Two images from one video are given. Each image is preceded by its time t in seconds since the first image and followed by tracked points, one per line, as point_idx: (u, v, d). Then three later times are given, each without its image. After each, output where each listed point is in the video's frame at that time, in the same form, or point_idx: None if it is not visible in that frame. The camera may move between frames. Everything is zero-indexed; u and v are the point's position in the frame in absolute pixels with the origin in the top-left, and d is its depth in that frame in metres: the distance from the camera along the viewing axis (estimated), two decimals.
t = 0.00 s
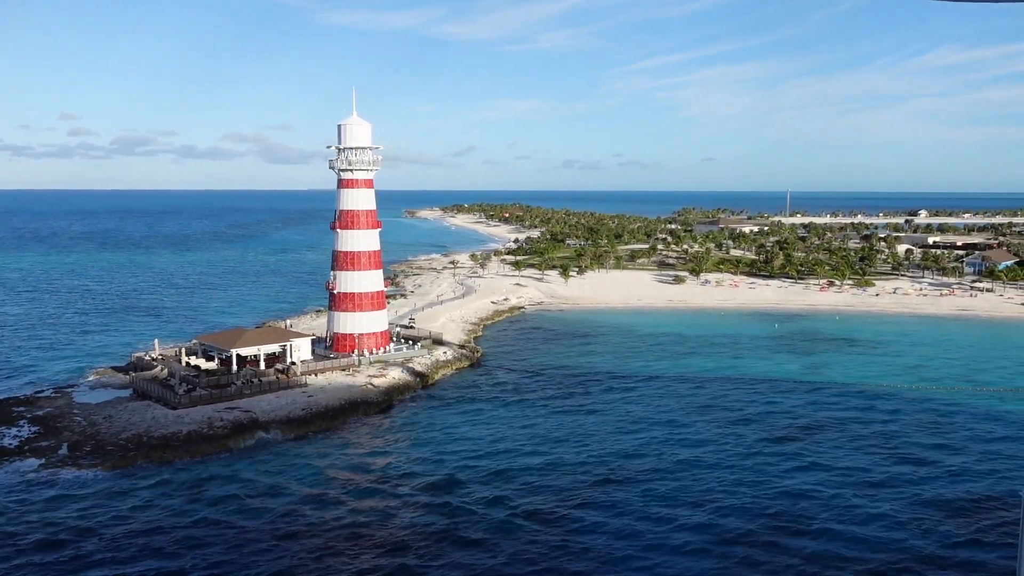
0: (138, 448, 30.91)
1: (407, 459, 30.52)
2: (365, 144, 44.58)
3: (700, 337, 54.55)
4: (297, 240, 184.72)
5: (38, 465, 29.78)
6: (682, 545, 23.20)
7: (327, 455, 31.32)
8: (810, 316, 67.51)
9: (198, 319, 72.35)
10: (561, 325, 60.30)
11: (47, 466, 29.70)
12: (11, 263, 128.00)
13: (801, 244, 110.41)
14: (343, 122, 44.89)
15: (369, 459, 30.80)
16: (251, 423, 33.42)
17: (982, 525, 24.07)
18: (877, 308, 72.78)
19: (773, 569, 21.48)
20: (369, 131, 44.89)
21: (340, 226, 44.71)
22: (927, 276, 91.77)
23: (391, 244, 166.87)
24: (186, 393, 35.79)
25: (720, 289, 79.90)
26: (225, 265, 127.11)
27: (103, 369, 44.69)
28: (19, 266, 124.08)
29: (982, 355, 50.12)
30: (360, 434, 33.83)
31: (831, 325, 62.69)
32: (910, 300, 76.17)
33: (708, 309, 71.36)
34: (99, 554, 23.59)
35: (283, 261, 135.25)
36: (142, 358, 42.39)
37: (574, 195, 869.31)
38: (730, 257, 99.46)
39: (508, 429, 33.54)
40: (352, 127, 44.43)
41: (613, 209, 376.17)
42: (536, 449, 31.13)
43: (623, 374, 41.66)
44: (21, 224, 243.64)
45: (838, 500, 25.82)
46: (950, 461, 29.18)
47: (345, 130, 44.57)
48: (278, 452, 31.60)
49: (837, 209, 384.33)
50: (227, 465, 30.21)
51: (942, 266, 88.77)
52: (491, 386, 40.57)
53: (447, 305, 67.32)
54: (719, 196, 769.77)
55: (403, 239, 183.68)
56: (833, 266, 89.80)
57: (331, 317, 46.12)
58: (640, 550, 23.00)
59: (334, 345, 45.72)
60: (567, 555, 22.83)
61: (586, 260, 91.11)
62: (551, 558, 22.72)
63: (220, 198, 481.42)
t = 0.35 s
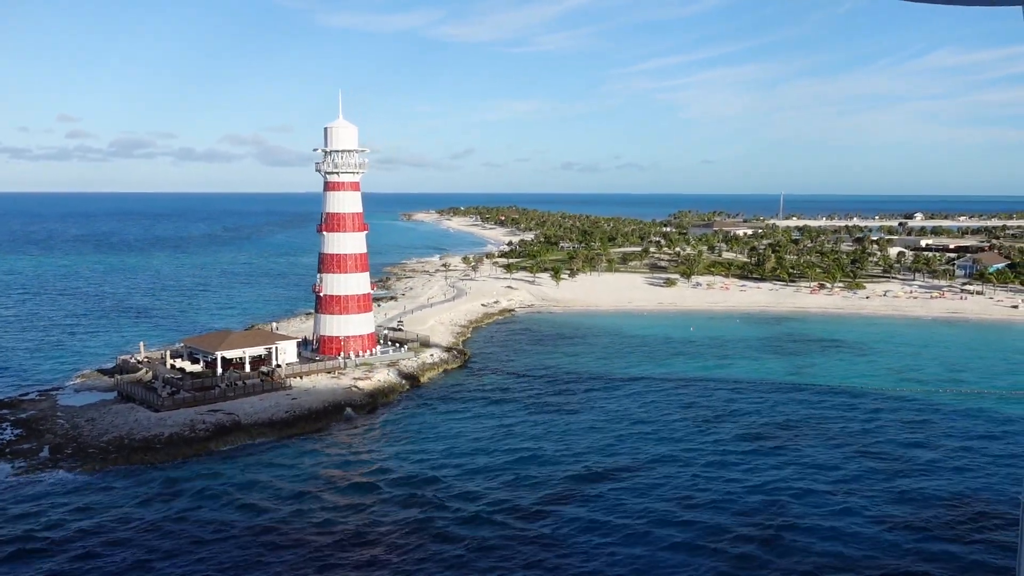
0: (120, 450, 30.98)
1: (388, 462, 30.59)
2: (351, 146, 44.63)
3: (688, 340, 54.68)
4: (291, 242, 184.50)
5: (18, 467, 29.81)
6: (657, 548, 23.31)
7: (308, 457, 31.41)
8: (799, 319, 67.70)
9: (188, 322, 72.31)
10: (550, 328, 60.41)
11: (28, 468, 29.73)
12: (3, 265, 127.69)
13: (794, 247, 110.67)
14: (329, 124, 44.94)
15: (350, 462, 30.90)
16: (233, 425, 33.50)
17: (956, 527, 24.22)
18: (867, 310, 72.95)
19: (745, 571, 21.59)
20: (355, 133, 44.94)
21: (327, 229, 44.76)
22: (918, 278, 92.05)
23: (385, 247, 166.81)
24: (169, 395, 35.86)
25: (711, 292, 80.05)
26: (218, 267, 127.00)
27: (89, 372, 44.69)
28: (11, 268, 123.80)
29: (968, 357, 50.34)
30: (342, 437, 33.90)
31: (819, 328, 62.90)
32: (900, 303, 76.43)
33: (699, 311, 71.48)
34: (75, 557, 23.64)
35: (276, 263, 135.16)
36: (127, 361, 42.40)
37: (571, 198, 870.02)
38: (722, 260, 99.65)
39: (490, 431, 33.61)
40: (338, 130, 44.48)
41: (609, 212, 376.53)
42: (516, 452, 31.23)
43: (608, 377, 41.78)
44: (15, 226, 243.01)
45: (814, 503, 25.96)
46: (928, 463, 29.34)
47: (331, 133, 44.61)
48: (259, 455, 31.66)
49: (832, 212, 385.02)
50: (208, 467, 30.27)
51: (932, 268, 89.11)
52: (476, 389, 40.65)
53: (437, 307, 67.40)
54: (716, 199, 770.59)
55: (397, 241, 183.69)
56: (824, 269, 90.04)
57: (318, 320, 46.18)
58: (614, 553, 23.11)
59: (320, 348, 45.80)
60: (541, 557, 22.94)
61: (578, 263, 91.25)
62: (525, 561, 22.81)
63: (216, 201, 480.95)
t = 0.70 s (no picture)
0: (104, 456, 31.06)
1: (371, 466, 30.62)
2: (339, 152, 44.72)
3: (678, 344, 54.73)
4: (288, 247, 184.68)
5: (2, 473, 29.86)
6: (634, 550, 23.27)
7: (291, 462, 31.42)
8: (791, 323, 67.82)
9: (180, 328, 72.36)
10: (541, 332, 60.44)
11: (11, 474, 29.77)
12: None
13: (789, 251, 110.85)
14: (318, 130, 45.02)
15: (332, 466, 30.88)
16: (218, 430, 33.57)
17: (935, 527, 24.16)
18: (859, 314, 73.09)
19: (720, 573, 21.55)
20: (343, 139, 45.03)
21: (315, 234, 44.82)
22: (911, 282, 92.24)
23: (382, 252, 166.67)
24: (155, 400, 35.93)
25: (705, 296, 80.15)
26: (214, 273, 127.01)
27: (77, 378, 44.71)
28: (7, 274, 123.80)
29: (956, 360, 50.44)
30: (327, 441, 33.95)
31: (810, 332, 63.03)
32: (892, 307, 76.60)
33: (691, 315, 71.59)
34: (54, 561, 23.66)
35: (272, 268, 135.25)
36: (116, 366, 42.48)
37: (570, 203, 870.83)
38: (716, 264, 99.76)
39: (474, 435, 33.65)
40: (327, 135, 44.58)
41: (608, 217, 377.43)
42: (499, 455, 31.24)
43: (596, 381, 41.83)
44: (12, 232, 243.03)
45: (793, 503, 25.93)
46: (910, 464, 29.30)
47: (319, 139, 44.71)
48: (243, 459, 31.71)
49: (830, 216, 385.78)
50: (190, 472, 30.29)
51: (926, 272, 89.35)
52: (463, 393, 40.71)
53: (429, 312, 67.42)
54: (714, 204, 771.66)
55: (394, 246, 183.79)
56: (818, 273, 90.17)
57: (307, 325, 46.24)
58: (592, 554, 23.07)
59: (309, 353, 45.85)
60: (518, 559, 22.90)
61: (572, 268, 91.37)
62: (501, 563, 22.77)
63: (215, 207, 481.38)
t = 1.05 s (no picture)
0: (82, 461, 31.02)
1: (349, 470, 30.65)
2: (323, 156, 44.80)
3: (663, 348, 54.91)
4: (280, 252, 184.63)
5: None
6: (608, 551, 23.31)
7: (270, 466, 31.38)
8: (778, 327, 68.07)
9: (167, 333, 72.25)
10: (528, 337, 60.54)
11: None
12: None
13: (778, 254, 111.34)
14: (301, 135, 45.10)
15: (311, 470, 30.88)
16: (198, 435, 33.54)
17: (908, 525, 24.23)
18: (846, 318, 73.43)
19: (690, 571, 21.63)
20: (327, 143, 45.12)
21: (299, 238, 44.85)
22: (899, 286, 92.69)
23: (375, 257, 166.63)
24: (136, 405, 35.91)
25: (693, 300, 80.45)
26: (205, 278, 126.95)
27: (60, 384, 44.64)
28: None
29: (939, 363, 50.69)
30: (307, 446, 33.96)
31: (796, 336, 63.24)
32: (879, 310, 76.90)
33: (678, 319, 71.82)
34: (26, 566, 23.63)
35: (263, 273, 135.14)
36: (98, 371, 42.41)
37: (565, 208, 872.31)
38: (706, 268, 100.09)
39: (454, 438, 33.70)
40: (310, 140, 44.66)
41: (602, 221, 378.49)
42: (479, 458, 31.27)
43: (578, 384, 41.94)
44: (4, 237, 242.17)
45: (769, 502, 25.97)
46: (887, 463, 29.39)
47: (303, 143, 44.79)
48: (222, 464, 31.70)
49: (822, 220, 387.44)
50: (168, 477, 30.25)
51: (913, 276, 89.81)
52: (446, 397, 40.77)
53: (417, 317, 67.48)
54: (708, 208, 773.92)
55: (387, 251, 183.96)
56: (806, 277, 90.55)
57: (291, 329, 46.24)
58: (565, 554, 23.08)
59: (293, 357, 45.84)
60: (489, 560, 22.93)
61: (562, 273, 91.57)
62: (475, 565, 22.76)
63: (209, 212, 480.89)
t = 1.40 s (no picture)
0: (55, 469, 30.91)
1: (324, 476, 30.69)
2: (302, 163, 44.82)
3: (645, 352, 55.21)
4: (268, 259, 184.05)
5: None
6: (578, 555, 23.45)
7: (245, 473, 31.35)
8: (761, 331, 68.47)
9: (149, 340, 71.87)
10: (511, 342, 60.67)
11: None
12: None
13: (764, 259, 111.92)
14: (281, 141, 45.13)
15: (286, 476, 30.87)
16: (173, 442, 33.47)
17: (876, 526, 24.40)
18: (829, 322, 73.90)
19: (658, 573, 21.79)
20: (306, 150, 45.16)
21: (279, 245, 44.83)
22: (883, 290, 93.37)
23: (363, 262, 166.33)
24: (111, 412, 35.80)
25: (678, 304, 80.79)
26: (191, 284, 126.44)
27: (37, 391, 44.37)
28: None
29: (918, 366, 51.05)
30: (283, 452, 33.96)
31: (779, 340, 63.55)
32: (862, 315, 77.39)
33: (662, 324, 72.08)
34: None
35: (249, 280, 134.62)
36: (75, 379, 42.21)
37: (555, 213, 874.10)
38: (691, 273, 100.48)
39: (431, 444, 33.75)
40: (289, 147, 44.71)
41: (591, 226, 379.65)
42: (454, 463, 31.31)
43: (557, 389, 42.10)
44: None
45: (739, 505, 26.12)
46: (857, 465, 29.58)
47: (282, 149, 44.80)
48: (198, 471, 31.68)
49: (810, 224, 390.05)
50: (142, 484, 30.20)
51: (896, 280, 90.45)
52: (425, 402, 40.83)
53: (400, 323, 67.45)
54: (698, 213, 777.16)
55: (375, 257, 183.84)
56: (790, 282, 91.06)
57: (270, 336, 46.18)
58: (535, 559, 23.17)
59: (272, 364, 45.82)
60: (462, 565, 23.09)
61: (547, 279, 91.73)
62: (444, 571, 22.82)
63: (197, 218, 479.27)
